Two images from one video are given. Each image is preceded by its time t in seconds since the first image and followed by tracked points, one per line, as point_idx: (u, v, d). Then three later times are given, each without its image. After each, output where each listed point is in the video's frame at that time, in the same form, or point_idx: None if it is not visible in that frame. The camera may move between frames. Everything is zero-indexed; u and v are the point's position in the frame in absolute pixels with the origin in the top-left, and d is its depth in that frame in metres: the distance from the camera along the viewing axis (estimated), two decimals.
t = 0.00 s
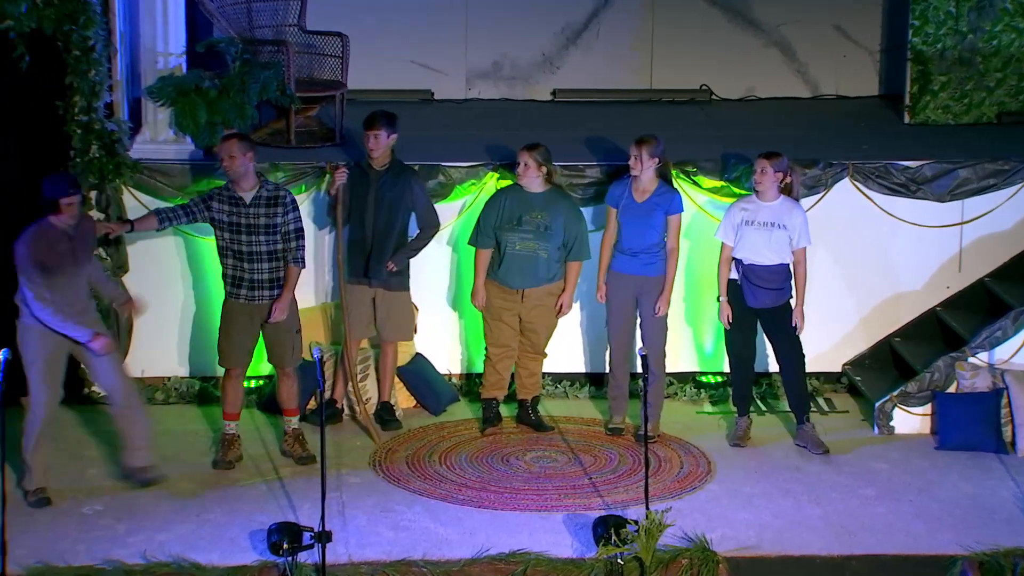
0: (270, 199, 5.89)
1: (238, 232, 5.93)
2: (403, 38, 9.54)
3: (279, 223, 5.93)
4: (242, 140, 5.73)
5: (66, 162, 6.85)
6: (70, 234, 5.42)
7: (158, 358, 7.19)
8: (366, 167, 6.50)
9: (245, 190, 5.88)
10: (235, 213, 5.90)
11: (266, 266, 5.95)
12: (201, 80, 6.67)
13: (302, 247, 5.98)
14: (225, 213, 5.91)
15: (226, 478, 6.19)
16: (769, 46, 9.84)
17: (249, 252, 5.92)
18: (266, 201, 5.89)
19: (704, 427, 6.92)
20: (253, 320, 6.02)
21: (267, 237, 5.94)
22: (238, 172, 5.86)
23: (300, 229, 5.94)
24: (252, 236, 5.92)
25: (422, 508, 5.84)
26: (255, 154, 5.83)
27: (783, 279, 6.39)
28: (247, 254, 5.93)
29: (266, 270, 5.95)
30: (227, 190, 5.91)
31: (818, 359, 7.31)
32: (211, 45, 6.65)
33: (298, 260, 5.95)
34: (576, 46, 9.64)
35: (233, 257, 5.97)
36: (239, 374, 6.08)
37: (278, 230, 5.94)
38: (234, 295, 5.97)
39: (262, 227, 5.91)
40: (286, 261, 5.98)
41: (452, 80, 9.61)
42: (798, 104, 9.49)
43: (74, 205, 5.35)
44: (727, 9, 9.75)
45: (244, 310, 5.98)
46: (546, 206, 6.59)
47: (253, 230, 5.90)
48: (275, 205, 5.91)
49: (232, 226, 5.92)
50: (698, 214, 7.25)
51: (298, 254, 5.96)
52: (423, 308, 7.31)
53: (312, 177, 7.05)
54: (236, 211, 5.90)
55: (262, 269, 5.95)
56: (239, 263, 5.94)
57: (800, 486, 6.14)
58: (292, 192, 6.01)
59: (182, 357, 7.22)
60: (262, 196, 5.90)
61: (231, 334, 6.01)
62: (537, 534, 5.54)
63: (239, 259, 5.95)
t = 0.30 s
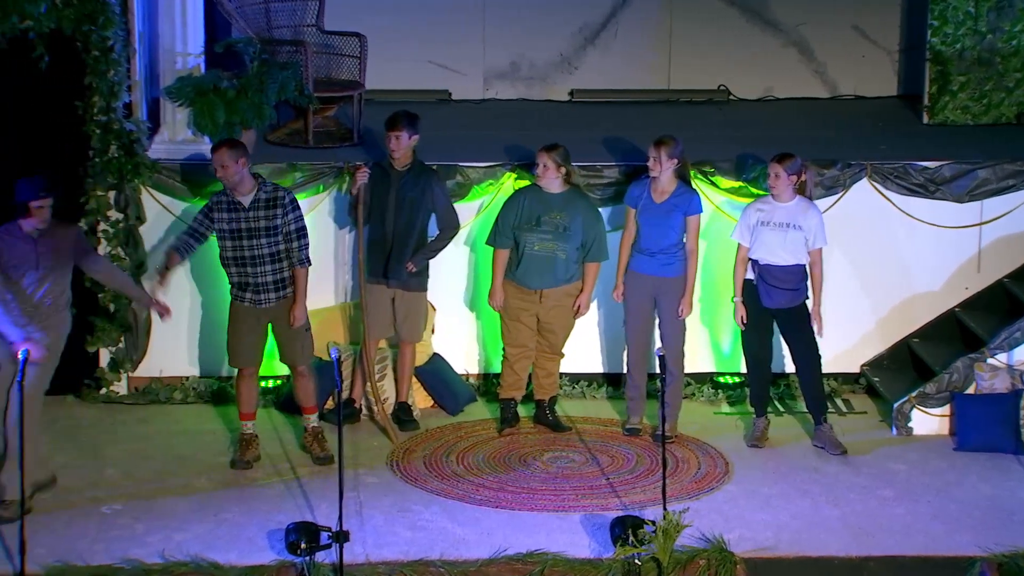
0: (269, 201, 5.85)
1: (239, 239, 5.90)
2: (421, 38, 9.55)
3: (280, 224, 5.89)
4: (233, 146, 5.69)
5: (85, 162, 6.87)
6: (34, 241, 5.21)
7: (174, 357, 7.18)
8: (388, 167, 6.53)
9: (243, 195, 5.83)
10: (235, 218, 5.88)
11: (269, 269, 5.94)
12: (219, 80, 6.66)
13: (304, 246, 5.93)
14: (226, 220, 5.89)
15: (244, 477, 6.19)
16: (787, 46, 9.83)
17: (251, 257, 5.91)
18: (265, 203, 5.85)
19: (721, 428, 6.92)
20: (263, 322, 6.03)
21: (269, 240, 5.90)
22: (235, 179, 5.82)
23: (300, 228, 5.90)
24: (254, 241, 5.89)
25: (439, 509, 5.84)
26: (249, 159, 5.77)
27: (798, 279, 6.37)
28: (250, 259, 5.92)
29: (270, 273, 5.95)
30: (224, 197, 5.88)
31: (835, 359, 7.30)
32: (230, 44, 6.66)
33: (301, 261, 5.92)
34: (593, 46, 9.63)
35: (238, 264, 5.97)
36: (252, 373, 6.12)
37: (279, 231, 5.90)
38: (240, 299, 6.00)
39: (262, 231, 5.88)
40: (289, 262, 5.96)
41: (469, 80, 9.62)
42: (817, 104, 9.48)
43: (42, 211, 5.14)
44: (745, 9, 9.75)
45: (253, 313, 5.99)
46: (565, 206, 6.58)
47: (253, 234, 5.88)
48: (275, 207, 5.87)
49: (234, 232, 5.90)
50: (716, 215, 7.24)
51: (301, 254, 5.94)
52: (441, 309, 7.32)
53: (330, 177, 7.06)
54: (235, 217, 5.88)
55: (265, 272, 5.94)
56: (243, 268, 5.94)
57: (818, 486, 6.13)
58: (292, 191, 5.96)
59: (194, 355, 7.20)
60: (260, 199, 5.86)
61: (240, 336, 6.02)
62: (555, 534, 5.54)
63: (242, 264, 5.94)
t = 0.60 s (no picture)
0: (277, 204, 5.87)
1: (250, 243, 5.93)
2: (439, 39, 9.56)
3: (288, 226, 5.89)
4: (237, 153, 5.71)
5: (99, 162, 6.94)
6: (28, 226, 5.26)
7: (191, 357, 7.18)
8: (405, 166, 6.53)
9: (252, 199, 5.86)
10: (246, 223, 5.91)
11: (281, 271, 5.95)
12: (236, 80, 6.71)
13: (312, 247, 5.92)
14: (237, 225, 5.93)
15: (262, 476, 6.20)
16: (805, 46, 9.81)
17: (262, 260, 5.93)
18: (273, 206, 5.87)
19: (738, 428, 6.91)
20: (274, 323, 6.04)
21: (278, 242, 5.91)
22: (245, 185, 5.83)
23: (307, 230, 5.89)
24: (263, 244, 5.91)
25: (456, 508, 5.84)
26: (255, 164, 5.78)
27: (816, 280, 6.34)
28: (261, 262, 5.94)
29: (280, 275, 5.95)
30: (234, 202, 5.92)
31: (853, 360, 7.29)
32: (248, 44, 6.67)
33: (308, 262, 5.90)
34: (611, 46, 9.63)
35: (251, 268, 6.01)
36: (268, 373, 6.12)
37: (288, 233, 5.91)
38: (252, 301, 6.02)
39: (272, 234, 5.90)
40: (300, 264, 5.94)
41: (487, 80, 9.63)
42: (834, 104, 9.46)
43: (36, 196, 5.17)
44: (763, 9, 9.74)
45: (265, 315, 6.01)
46: (582, 206, 6.58)
47: (263, 238, 5.90)
48: (283, 209, 5.88)
49: (246, 236, 5.93)
50: (734, 214, 7.24)
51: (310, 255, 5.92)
52: (458, 308, 7.32)
53: (347, 177, 7.08)
54: (245, 222, 5.90)
55: (276, 275, 5.94)
56: (255, 271, 5.96)
57: (836, 487, 6.12)
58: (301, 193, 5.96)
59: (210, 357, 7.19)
60: (269, 202, 5.88)
61: (254, 335, 6.02)
62: (571, 534, 5.54)
63: (254, 268, 5.97)
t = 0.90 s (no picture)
0: (286, 207, 5.87)
1: (262, 245, 5.95)
2: (455, 38, 9.57)
3: (298, 229, 5.90)
4: (246, 156, 5.73)
5: (115, 163, 6.99)
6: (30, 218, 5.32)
7: (207, 356, 7.21)
8: (419, 166, 6.53)
9: (264, 200, 5.88)
10: (257, 226, 5.93)
11: (293, 273, 5.95)
12: (253, 80, 6.69)
13: (321, 249, 5.91)
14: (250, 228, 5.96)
15: (278, 476, 6.20)
16: (822, 46, 9.80)
17: (274, 262, 5.95)
18: (283, 209, 5.88)
19: (755, 428, 6.90)
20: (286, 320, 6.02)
21: (289, 244, 5.92)
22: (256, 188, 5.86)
23: (316, 232, 5.89)
24: (275, 246, 5.93)
25: (472, 507, 5.85)
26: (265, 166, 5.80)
27: (833, 279, 6.34)
28: (273, 264, 5.96)
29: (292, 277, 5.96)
30: (246, 204, 5.95)
31: (870, 360, 7.29)
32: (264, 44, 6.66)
33: (317, 264, 5.89)
34: (627, 46, 9.63)
35: (265, 269, 6.03)
36: (285, 372, 6.12)
37: (298, 236, 5.92)
38: (266, 301, 6.05)
39: (282, 236, 5.91)
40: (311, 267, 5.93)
41: (503, 80, 9.63)
42: (851, 104, 9.45)
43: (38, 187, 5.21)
44: (780, 9, 9.73)
45: (276, 315, 6.02)
46: (597, 206, 6.58)
47: (274, 240, 5.92)
48: (292, 212, 5.89)
49: (257, 238, 5.96)
50: (750, 214, 7.24)
51: (319, 257, 5.90)
52: (473, 307, 7.33)
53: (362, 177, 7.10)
54: (257, 224, 5.92)
55: (287, 276, 5.95)
56: (267, 273, 5.99)
57: (852, 487, 6.11)
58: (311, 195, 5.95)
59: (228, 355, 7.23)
60: (279, 205, 5.88)
61: (270, 334, 6.04)
62: (587, 533, 5.53)
63: (266, 270, 6.00)
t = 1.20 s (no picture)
0: (301, 209, 5.87)
1: (276, 245, 5.95)
2: (471, 39, 9.57)
3: (312, 230, 5.90)
4: (263, 156, 5.73)
5: (132, 163, 7.00)
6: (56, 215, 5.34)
7: (224, 356, 7.21)
8: (432, 167, 6.53)
9: (279, 201, 5.88)
10: (272, 227, 5.93)
11: (307, 274, 5.96)
12: (269, 80, 6.67)
13: (336, 251, 5.91)
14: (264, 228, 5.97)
15: (294, 475, 6.21)
16: (839, 46, 9.79)
17: (288, 263, 5.95)
18: (297, 210, 5.88)
19: (771, 429, 6.89)
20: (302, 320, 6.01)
21: (303, 246, 5.92)
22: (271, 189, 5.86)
23: (330, 234, 5.89)
24: (289, 247, 5.92)
25: (487, 508, 5.85)
26: (281, 167, 5.80)
27: (850, 280, 6.34)
28: (287, 264, 5.96)
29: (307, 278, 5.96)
30: (261, 204, 5.96)
31: (886, 361, 7.29)
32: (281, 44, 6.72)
33: (332, 266, 5.89)
34: (643, 46, 9.62)
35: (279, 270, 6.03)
36: (301, 371, 6.13)
37: (311, 237, 5.91)
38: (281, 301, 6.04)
39: (297, 237, 5.91)
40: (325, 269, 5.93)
41: (519, 80, 9.64)
42: (867, 105, 9.43)
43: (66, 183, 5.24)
44: (796, 9, 9.72)
45: (291, 316, 6.00)
46: (613, 206, 6.57)
47: (288, 240, 5.92)
48: (306, 213, 5.89)
49: (271, 239, 5.96)
50: (766, 214, 7.23)
51: (333, 259, 5.90)
52: (488, 307, 7.33)
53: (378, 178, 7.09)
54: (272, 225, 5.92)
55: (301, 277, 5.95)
56: (281, 274, 5.99)
57: (868, 488, 6.10)
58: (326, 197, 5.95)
59: (249, 355, 7.24)
60: (294, 206, 5.88)
61: (284, 335, 6.03)
62: (603, 534, 5.53)
63: (280, 270, 5.99)
